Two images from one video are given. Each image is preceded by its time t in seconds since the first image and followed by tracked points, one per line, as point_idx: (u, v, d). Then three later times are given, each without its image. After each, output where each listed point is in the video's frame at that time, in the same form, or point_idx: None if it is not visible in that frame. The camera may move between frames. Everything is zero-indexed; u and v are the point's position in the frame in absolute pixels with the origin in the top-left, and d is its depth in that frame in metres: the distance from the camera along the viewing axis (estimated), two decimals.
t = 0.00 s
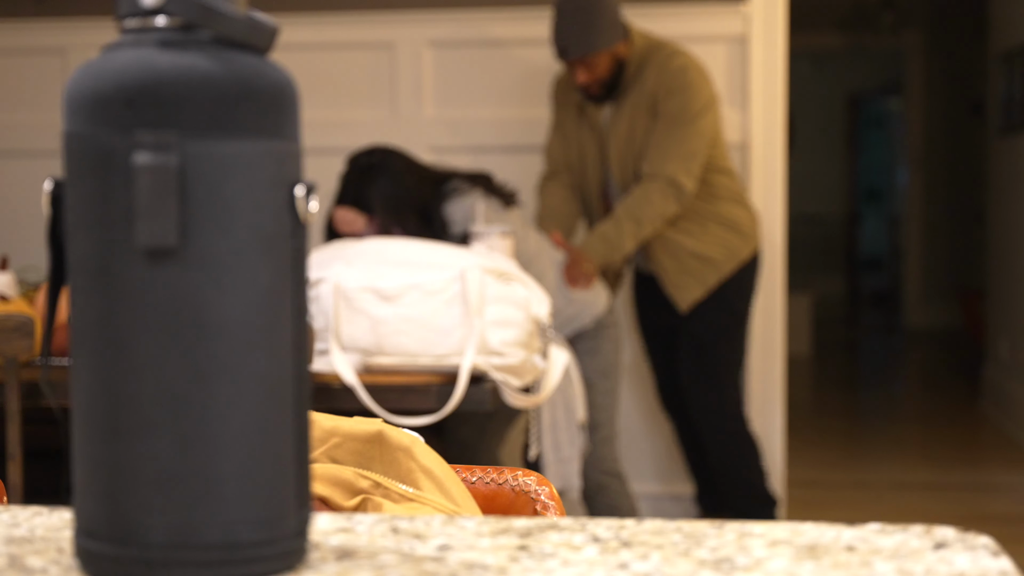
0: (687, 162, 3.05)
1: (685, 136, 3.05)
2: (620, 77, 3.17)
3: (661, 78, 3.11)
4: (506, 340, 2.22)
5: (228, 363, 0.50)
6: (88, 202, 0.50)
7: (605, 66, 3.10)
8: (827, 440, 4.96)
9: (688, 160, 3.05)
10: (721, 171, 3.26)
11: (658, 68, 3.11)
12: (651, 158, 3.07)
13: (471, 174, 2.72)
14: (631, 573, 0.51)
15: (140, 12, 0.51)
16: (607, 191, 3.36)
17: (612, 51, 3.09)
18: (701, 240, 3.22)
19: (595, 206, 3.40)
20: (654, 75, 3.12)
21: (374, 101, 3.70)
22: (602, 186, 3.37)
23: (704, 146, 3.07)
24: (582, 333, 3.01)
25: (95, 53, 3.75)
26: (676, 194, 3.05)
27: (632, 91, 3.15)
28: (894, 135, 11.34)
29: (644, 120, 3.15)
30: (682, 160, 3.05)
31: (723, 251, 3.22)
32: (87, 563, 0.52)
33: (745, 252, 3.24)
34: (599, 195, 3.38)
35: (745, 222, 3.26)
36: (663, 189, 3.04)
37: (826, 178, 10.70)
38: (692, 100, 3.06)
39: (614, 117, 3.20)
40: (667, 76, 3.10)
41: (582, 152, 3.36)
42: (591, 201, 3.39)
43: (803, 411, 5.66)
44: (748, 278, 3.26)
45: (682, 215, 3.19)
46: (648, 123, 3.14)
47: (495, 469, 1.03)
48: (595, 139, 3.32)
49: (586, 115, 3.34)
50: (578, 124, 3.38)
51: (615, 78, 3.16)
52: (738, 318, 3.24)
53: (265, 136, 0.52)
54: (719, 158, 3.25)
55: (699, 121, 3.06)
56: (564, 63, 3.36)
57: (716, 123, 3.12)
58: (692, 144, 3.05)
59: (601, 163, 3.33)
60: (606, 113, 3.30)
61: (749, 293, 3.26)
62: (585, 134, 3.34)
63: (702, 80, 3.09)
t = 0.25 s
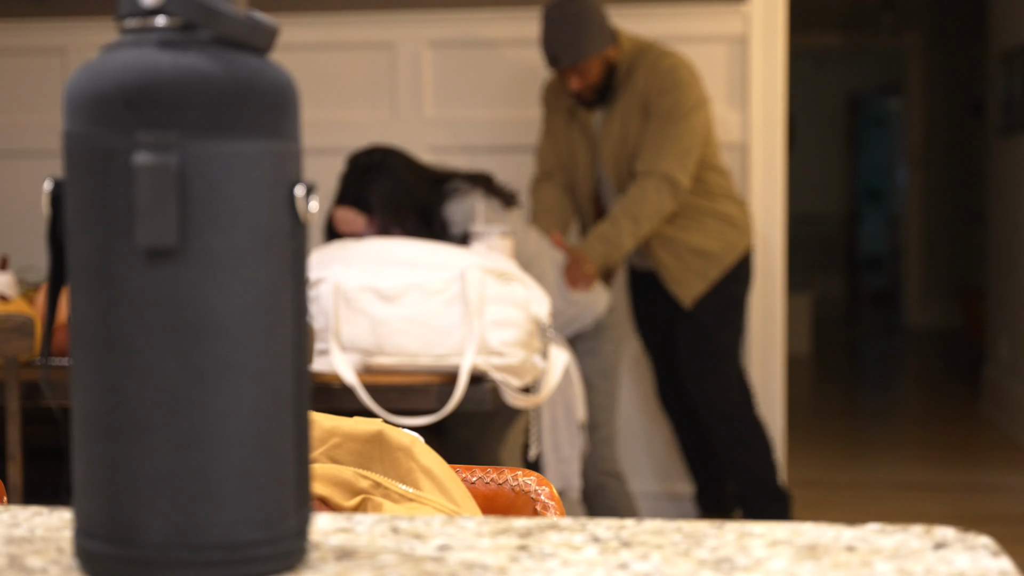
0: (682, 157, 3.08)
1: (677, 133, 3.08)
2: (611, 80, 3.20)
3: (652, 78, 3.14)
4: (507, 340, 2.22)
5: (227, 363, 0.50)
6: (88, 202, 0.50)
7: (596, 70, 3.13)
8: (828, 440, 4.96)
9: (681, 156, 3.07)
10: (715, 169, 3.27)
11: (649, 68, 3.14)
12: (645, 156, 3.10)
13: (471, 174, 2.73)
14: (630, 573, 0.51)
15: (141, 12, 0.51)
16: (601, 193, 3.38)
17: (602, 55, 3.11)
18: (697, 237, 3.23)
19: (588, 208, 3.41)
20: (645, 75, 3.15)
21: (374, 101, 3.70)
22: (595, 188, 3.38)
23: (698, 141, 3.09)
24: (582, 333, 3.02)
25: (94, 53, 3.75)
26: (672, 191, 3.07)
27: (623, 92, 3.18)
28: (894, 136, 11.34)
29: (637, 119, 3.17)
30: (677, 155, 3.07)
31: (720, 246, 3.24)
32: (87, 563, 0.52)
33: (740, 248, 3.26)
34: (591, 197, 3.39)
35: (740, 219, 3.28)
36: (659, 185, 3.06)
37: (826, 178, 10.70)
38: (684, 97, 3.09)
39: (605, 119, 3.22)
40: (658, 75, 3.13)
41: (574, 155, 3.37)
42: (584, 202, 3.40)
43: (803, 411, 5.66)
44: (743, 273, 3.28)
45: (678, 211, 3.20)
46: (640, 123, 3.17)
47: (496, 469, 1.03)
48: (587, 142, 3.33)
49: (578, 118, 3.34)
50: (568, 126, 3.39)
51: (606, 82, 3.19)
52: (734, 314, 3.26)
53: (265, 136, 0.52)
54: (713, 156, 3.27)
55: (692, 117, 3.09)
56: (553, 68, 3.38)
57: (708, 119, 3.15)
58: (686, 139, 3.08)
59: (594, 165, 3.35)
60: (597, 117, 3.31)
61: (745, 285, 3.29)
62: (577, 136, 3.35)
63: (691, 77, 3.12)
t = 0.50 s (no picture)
0: (681, 157, 3.08)
1: (677, 133, 3.08)
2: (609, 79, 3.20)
3: (652, 77, 3.13)
4: (507, 339, 2.22)
5: (227, 362, 0.51)
6: (88, 202, 0.50)
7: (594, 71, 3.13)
8: (828, 440, 4.96)
9: (681, 156, 3.07)
10: (715, 169, 3.27)
11: (649, 66, 3.14)
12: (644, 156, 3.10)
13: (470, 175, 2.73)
14: (630, 573, 0.51)
15: (140, 12, 0.51)
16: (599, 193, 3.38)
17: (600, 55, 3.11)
18: (697, 237, 3.23)
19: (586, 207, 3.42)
20: (644, 74, 3.14)
21: (374, 101, 3.70)
22: (592, 187, 3.38)
23: (696, 141, 3.10)
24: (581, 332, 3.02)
25: (94, 53, 3.75)
26: (671, 191, 3.07)
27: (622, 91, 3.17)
28: (894, 136, 11.34)
29: (636, 118, 3.17)
30: (676, 156, 3.07)
31: (719, 247, 3.24)
32: (86, 563, 0.52)
33: (740, 249, 3.25)
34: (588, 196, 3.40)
35: (739, 220, 3.28)
36: (659, 185, 3.06)
37: (826, 178, 10.70)
38: (683, 97, 3.09)
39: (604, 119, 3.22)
40: (657, 74, 3.13)
41: (573, 156, 3.38)
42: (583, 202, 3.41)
43: (803, 411, 5.66)
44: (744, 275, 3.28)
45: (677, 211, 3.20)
46: (640, 122, 3.16)
47: (496, 469, 1.03)
48: (586, 141, 3.34)
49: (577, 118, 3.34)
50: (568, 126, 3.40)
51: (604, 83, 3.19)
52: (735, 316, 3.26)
53: (265, 136, 0.52)
54: (712, 156, 3.27)
55: (690, 116, 3.09)
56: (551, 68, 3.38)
57: (707, 118, 3.16)
58: (684, 139, 3.08)
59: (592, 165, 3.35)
60: (595, 117, 3.31)
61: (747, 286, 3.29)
62: (575, 138, 3.36)
63: (690, 76, 3.12)
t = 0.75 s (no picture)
0: (685, 159, 3.08)
1: (683, 134, 3.09)
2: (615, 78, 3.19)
3: (659, 77, 3.13)
4: (508, 339, 2.23)
5: (227, 363, 0.50)
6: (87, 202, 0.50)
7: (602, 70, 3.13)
8: (828, 440, 4.96)
9: (685, 158, 3.08)
10: (718, 169, 3.28)
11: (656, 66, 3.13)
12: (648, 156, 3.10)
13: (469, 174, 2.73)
14: (631, 573, 0.51)
15: (140, 12, 0.51)
16: (600, 190, 3.38)
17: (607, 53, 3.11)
18: (698, 237, 3.24)
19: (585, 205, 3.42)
20: (650, 74, 3.14)
21: (374, 101, 3.70)
22: (592, 182, 3.38)
23: (701, 143, 3.10)
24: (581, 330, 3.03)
25: (94, 53, 3.75)
26: (675, 192, 3.08)
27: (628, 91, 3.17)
28: (893, 136, 11.34)
29: (641, 118, 3.16)
30: (680, 157, 3.08)
31: (721, 247, 3.24)
32: (86, 563, 0.52)
33: (741, 250, 3.26)
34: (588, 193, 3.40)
35: (741, 221, 3.28)
36: (663, 188, 3.08)
37: (826, 178, 10.71)
38: (691, 97, 3.09)
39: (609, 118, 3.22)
40: (664, 75, 3.13)
41: (573, 153, 3.38)
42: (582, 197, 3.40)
43: (803, 411, 5.66)
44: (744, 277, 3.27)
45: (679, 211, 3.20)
46: (645, 122, 3.16)
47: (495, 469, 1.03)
48: (588, 139, 3.33)
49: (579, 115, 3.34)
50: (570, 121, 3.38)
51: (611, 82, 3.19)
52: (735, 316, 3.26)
53: (264, 137, 0.52)
54: (715, 157, 3.28)
55: (696, 118, 3.10)
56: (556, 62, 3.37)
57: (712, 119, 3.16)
58: (689, 141, 3.08)
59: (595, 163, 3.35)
60: (598, 115, 3.31)
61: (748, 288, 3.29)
62: (576, 133, 3.35)
63: (698, 78, 3.12)
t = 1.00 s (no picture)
0: (685, 161, 3.09)
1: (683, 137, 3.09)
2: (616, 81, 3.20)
3: (660, 79, 3.14)
4: (508, 339, 2.23)
5: (227, 362, 0.50)
6: (87, 202, 0.50)
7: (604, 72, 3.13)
8: (827, 440, 4.96)
9: (685, 160, 3.09)
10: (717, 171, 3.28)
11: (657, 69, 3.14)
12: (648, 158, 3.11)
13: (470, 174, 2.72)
14: (631, 573, 0.51)
15: (140, 12, 0.51)
16: (599, 190, 3.39)
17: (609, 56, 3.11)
18: (698, 239, 3.24)
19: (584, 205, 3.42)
20: (651, 76, 3.15)
21: (374, 101, 3.70)
22: (591, 183, 3.39)
23: (701, 146, 3.11)
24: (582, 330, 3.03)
25: (94, 53, 3.75)
26: (675, 194, 3.10)
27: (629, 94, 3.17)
28: (893, 136, 11.34)
29: (642, 120, 3.17)
30: (680, 159, 3.09)
31: (720, 249, 3.25)
32: (86, 563, 0.52)
33: (739, 252, 3.27)
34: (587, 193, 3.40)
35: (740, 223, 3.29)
36: (663, 189, 3.09)
37: (826, 178, 10.71)
38: (692, 99, 3.10)
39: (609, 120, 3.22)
40: (665, 77, 3.14)
41: (573, 155, 3.38)
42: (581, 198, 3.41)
43: (803, 411, 5.66)
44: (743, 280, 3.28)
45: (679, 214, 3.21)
46: (645, 125, 3.17)
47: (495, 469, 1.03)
48: (588, 141, 3.33)
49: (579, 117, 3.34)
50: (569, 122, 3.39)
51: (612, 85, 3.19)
52: (733, 318, 3.27)
53: (264, 137, 0.52)
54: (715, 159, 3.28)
55: (696, 120, 3.11)
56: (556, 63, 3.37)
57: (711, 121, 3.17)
58: (689, 144, 3.09)
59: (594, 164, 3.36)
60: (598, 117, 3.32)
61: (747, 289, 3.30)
62: (576, 134, 3.35)
63: (699, 81, 3.13)
